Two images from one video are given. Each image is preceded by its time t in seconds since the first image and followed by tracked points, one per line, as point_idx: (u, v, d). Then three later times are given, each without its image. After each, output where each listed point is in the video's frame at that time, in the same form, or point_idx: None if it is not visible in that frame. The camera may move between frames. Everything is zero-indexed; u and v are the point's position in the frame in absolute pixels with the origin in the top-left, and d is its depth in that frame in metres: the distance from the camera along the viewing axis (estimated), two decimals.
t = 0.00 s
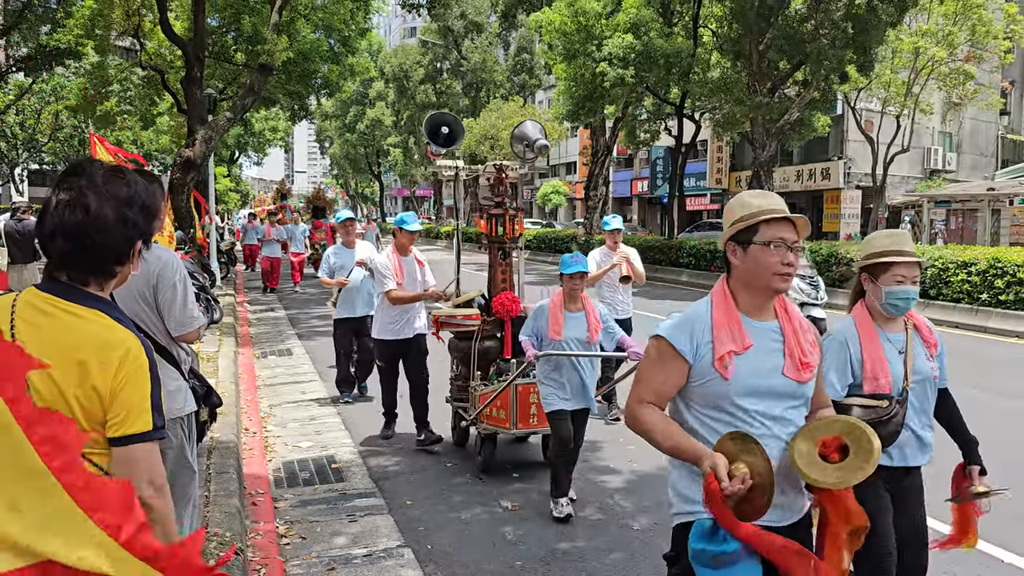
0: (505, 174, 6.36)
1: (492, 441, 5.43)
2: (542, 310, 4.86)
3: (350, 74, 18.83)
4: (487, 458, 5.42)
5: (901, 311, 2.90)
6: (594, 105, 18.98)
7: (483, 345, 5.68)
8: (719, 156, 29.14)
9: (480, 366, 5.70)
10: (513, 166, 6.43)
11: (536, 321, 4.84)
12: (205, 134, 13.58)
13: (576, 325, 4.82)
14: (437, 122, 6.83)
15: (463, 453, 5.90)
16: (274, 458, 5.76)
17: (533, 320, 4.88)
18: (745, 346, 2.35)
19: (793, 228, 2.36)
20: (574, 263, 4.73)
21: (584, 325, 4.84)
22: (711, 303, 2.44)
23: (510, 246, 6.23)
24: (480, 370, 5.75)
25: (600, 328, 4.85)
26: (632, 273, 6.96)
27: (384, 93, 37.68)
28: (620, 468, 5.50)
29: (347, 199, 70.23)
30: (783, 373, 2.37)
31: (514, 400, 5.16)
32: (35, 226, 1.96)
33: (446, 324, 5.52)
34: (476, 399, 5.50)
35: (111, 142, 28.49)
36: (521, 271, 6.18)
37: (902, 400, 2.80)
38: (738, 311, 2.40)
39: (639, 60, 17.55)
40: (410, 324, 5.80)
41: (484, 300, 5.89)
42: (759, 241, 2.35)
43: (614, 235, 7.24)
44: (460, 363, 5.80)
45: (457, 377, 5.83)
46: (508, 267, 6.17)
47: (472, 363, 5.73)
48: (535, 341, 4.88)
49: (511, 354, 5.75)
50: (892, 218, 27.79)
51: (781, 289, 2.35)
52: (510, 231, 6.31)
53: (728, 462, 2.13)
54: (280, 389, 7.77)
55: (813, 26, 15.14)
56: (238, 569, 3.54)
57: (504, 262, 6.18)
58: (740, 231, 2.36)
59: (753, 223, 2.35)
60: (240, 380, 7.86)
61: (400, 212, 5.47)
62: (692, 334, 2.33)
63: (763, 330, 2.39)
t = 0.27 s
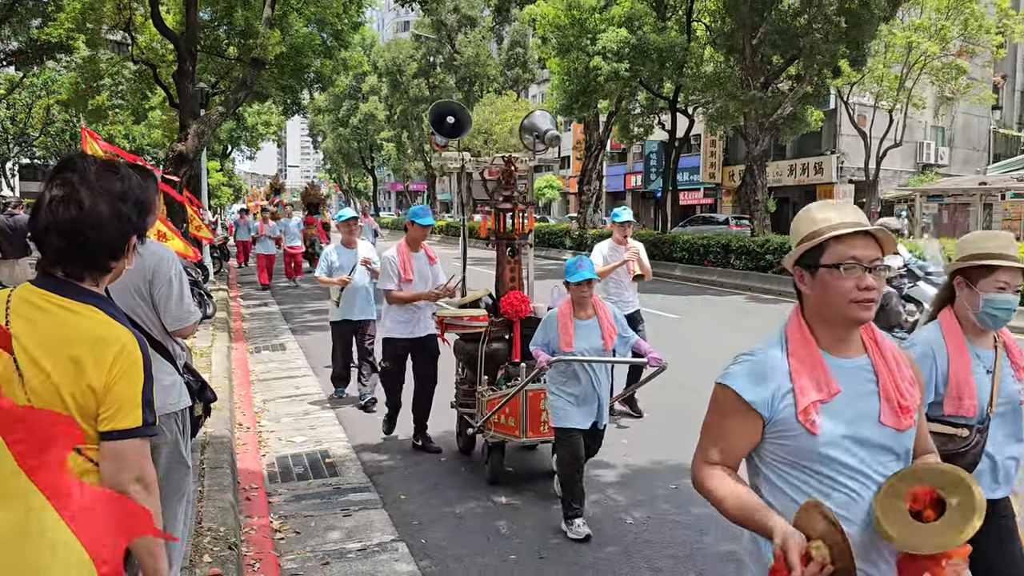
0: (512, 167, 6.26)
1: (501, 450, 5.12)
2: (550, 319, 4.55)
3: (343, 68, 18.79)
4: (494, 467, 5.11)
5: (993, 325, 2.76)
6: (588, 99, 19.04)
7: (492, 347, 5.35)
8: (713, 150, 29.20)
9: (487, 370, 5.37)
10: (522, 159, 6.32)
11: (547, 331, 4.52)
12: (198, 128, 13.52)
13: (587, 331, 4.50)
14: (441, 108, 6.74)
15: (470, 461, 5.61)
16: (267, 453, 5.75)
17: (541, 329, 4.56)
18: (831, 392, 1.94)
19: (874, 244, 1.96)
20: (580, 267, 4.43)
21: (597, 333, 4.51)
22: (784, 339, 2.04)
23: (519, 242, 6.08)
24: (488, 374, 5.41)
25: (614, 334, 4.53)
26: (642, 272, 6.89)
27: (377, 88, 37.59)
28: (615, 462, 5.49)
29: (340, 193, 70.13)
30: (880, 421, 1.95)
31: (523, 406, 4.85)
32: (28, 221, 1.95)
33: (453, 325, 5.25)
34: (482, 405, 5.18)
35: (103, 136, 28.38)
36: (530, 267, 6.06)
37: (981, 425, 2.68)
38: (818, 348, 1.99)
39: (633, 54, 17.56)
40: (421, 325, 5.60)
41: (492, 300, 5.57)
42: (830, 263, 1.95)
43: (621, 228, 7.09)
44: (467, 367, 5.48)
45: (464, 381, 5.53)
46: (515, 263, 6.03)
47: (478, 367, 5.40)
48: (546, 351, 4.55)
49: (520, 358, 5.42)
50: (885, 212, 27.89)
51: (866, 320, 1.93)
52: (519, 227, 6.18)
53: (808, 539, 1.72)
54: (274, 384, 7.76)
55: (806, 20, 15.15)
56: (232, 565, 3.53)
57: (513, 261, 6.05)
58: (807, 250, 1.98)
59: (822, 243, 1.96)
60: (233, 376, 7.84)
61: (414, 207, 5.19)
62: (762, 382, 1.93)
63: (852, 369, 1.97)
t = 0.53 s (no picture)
0: (518, 156, 5.76)
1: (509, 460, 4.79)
2: (562, 315, 4.12)
3: (332, 61, 18.71)
4: (502, 479, 4.78)
5: None
6: (578, 92, 19.07)
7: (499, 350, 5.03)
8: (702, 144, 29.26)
9: (492, 374, 5.07)
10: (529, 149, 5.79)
11: (555, 328, 4.11)
12: (186, 121, 13.43)
13: (602, 334, 4.09)
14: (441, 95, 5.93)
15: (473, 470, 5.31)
16: (257, 447, 5.74)
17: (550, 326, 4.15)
18: (970, 399, 1.61)
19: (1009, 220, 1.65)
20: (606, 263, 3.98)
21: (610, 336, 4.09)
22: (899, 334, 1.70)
23: (525, 239, 5.62)
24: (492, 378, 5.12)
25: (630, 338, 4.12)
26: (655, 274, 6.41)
27: (367, 80, 37.44)
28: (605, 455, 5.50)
29: (330, 186, 69.91)
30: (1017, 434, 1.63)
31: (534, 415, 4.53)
32: (14, 213, 1.94)
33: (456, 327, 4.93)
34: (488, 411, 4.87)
35: (90, 129, 28.18)
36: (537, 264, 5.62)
37: None
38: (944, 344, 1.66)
39: (623, 47, 17.56)
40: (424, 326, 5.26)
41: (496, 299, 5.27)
42: (955, 241, 1.64)
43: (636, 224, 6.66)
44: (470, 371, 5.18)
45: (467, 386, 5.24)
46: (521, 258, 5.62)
47: (483, 371, 5.10)
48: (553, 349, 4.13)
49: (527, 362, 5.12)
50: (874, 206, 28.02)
51: (990, 314, 1.63)
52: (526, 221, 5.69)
53: None
54: (263, 377, 7.74)
55: (796, 14, 15.15)
56: (222, 558, 3.53)
57: (518, 256, 5.63)
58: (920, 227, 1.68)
59: (944, 216, 1.66)
60: (222, 369, 7.81)
61: (408, 201, 4.89)
62: (886, 383, 1.58)
63: (986, 372, 1.65)
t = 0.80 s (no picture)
0: (522, 144, 5.34)
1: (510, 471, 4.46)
2: (580, 316, 3.67)
3: (314, 51, 18.58)
4: (503, 490, 4.44)
5: None
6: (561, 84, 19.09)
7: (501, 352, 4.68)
8: (685, 137, 29.42)
9: (492, 378, 4.72)
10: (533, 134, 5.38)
11: (574, 332, 3.66)
12: (165, 110, 13.28)
13: (625, 334, 3.65)
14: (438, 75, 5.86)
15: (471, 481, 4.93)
16: (238, 438, 5.72)
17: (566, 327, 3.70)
18: None
19: None
20: (632, 257, 3.54)
21: (634, 342, 3.64)
22: None
23: (527, 232, 5.20)
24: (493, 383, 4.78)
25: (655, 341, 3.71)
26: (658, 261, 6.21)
27: (349, 72, 37.26)
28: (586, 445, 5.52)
29: (312, 178, 69.61)
30: None
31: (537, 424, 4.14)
32: None
33: (454, 329, 4.57)
34: (489, 420, 4.50)
35: (68, 118, 27.85)
36: (541, 259, 5.20)
37: None
38: None
39: (605, 40, 17.58)
40: (411, 322, 5.03)
41: (495, 298, 4.96)
42: None
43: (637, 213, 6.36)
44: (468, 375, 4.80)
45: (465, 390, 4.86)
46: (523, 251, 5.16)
47: (483, 375, 4.72)
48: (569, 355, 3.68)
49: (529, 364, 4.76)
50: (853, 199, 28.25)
51: None
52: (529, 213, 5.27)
53: None
54: (245, 369, 7.71)
55: (778, 7, 15.19)
56: (203, 549, 3.52)
57: (520, 251, 5.19)
58: None
59: None
60: (203, 361, 7.77)
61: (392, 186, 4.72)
62: None
63: None
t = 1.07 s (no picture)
0: (522, 135, 5.40)
1: (513, 483, 4.13)
2: (593, 319, 3.28)
3: (292, 39, 18.44)
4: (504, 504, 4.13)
5: None
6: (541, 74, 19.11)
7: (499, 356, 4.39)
8: (664, 128, 29.52)
9: (494, 383, 4.42)
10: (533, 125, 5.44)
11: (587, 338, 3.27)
12: (141, 99, 13.14)
13: (644, 337, 3.27)
14: (433, 56, 5.85)
15: (470, 495, 4.57)
16: (217, 429, 5.70)
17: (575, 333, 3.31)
18: None
19: None
20: (645, 252, 3.18)
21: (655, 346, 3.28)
22: None
23: (529, 224, 5.17)
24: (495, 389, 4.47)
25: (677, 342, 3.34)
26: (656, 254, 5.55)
27: (327, 61, 37.03)
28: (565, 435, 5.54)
29: (291, 168, 69.18)
30: None
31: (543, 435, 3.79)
32: None
33: (452, 331, 4.30)
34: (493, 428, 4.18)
35: (41, 106, 27.49)
36: (542, 254, 5.18)
37: None
38: None
39: (585, 30, 17.59)
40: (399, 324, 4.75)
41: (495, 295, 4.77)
42: None
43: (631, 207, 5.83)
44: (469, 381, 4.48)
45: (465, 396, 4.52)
46: (525, 245, 5.16)
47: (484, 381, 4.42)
48: (583, 364, 3.30)
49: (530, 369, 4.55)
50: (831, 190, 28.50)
51: None
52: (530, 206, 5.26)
53: None
54: (223, 360, 7.67)
55: None
56: (182, 540, 3.51)
57: (521, 245, 5.16)
58: None
59: None
60: (181, 352, 7.73)
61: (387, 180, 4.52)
62: None
63: None
